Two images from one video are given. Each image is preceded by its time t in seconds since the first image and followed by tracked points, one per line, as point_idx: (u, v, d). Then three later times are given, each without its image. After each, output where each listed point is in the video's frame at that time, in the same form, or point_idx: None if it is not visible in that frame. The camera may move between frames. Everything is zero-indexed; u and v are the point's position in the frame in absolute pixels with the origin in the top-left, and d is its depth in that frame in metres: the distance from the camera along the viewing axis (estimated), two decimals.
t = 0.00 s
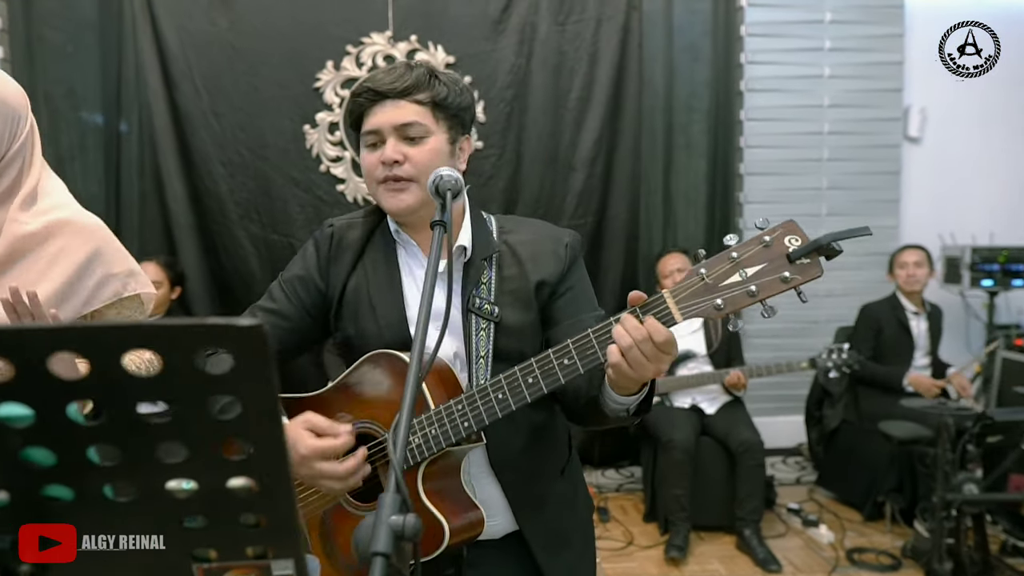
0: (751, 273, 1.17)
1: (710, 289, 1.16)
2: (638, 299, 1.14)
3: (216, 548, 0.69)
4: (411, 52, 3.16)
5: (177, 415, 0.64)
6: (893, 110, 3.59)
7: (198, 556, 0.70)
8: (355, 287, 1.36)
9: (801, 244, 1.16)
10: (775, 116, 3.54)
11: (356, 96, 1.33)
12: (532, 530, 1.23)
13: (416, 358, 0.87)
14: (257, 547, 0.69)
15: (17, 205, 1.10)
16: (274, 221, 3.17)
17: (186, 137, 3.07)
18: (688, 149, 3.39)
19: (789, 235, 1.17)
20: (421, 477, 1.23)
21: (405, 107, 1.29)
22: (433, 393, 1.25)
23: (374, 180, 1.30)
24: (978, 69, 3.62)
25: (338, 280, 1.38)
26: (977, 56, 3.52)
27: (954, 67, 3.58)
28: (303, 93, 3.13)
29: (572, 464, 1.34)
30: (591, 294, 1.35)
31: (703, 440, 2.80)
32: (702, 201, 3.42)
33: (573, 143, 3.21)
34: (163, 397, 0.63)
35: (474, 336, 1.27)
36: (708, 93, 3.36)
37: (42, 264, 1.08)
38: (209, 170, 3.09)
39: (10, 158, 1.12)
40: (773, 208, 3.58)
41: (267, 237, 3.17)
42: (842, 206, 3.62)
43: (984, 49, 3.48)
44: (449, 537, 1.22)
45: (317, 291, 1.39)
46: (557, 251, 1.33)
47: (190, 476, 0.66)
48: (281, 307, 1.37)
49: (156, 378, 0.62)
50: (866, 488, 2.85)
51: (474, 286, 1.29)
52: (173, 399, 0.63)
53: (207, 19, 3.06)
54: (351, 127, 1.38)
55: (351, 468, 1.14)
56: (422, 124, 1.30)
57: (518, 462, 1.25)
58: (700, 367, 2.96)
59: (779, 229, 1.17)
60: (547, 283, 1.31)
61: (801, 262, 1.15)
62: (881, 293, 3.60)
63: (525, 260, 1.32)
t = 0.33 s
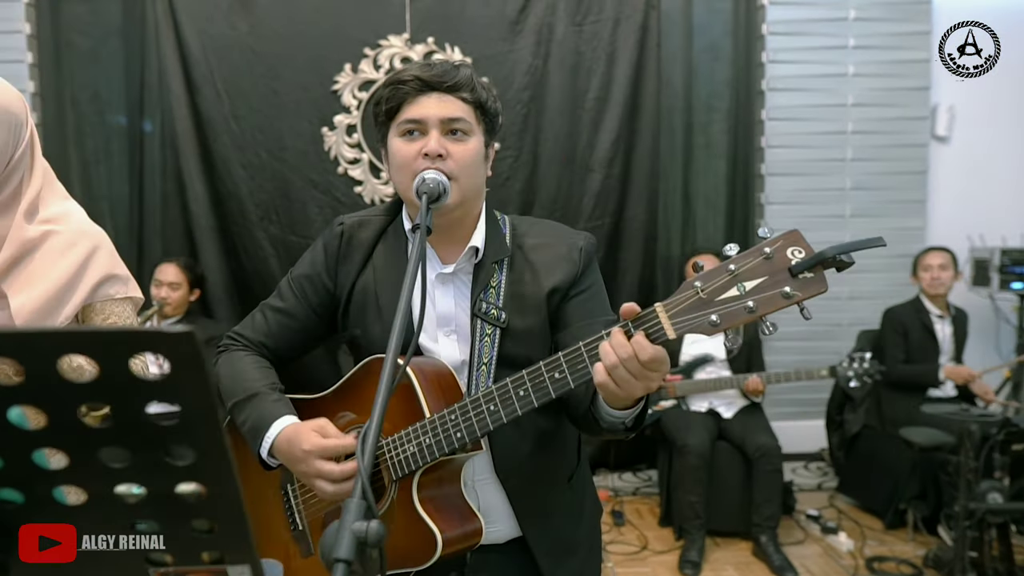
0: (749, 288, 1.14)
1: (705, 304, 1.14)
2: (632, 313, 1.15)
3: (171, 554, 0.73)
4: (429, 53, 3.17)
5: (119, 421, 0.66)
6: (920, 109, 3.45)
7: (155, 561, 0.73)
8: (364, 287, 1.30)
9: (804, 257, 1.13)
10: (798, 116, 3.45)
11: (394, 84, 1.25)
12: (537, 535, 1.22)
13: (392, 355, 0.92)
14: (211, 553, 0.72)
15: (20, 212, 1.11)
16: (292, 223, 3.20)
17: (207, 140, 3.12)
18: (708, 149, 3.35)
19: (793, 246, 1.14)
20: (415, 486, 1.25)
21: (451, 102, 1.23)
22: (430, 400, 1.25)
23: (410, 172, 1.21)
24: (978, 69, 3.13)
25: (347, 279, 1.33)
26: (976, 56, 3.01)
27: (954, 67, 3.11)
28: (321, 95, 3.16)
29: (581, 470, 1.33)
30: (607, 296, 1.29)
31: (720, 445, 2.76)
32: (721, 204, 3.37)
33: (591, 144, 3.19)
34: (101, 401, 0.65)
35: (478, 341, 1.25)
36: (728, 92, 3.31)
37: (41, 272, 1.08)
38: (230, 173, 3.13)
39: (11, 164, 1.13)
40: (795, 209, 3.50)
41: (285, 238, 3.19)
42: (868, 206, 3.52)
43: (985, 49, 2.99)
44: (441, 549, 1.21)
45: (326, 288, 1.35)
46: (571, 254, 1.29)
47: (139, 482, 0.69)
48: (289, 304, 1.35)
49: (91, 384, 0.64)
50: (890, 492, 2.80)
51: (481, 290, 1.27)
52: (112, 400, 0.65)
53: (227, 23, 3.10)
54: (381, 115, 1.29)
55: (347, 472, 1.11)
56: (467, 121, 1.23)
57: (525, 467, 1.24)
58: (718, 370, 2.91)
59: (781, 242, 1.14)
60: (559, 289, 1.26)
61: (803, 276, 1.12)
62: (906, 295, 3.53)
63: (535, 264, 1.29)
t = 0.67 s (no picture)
0: (759, 322, 1.11)
1: (712, 336, 1.12)
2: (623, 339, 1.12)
3: (146, 557, 0.78)
4: (447, 54, 3.16)
5: (85, 424, 0.70)
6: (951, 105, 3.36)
7: (131, 561, 0.78)
8: (370, 290, 1.30)
9: (818, 292, 1.09)
10: (822, 114, 3.37)
11: (401, 86, 1.24)
12: (537, 551, 1.21)
13: (378, 363, 0.91)
14: (187, 555, 0.77)
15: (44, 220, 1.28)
16: (312, 223, 3.20)
17: (228, 142, 3.14)
18: (730, 149, 3.30)
19: (807, 280, 1.10)
20: (413, 498, 1.25)
21: (455, 104, 1.21)
22: (428, 413, 1.24)
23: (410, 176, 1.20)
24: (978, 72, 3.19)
25: (355, 282, 1.32)
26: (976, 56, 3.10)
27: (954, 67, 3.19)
28: (340, 96, 3.17)
29: (584, 484, 1.31)
30: (617, 310, 1.26)
31: (740, 449, 2.72)
32: (743, 204, 3.32)
33: (610, 144, 3.16)
34: (63, 403, 0.70)
35: (483, 352, 1.24)
36: (751, 92, 3.27)
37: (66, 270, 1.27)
38: (250, 174, 3.15)
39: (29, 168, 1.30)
40: (820, 209, 3.42)
41: (304, 238, 3.20)
42: (894, 206, 3.42)
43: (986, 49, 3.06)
44: (437, 562, 1.20)
45: (333, 289, 1.34)
46: (583, 267, 1.24)
47: (107, 483, 0.73)
48: (295, 304, 1.34)
49: (55, 385, 0.68)
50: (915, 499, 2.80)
51: (488, 300, 1.25)
52: (75, 404, 0.69)
53: (249, 26, 3.12)
54: (392, 117, 1.29)
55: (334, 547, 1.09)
56: (470, 124, 1.20)
57: (526, 481, 1.22)
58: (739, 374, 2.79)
59: (796, 274, 1.10)
60: (567, 303, 1.22)
61: (815, 312, 1.08)
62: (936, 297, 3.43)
63: (545, 271, 1.27)
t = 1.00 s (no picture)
0: (786, 321, 1.08)
1: (736, 335, 1.09)
2: (639, 343, 1.09)
3: (143, 562, 0.76)
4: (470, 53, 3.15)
5: (79, 424, 0.69)
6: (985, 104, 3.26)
7: (128, 566, 0.76)
8: (388, 288, 1.29)
9: (849, 291, 1.05)
10: (851, 112, 3.28)
11: (417, 84, 1.23)
12: (549, 558, 1.18)
13: (391, 358, 0.90)
14: (185, 561, 0.76)
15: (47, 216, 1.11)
16: (334, 223, 3.21)
17: (252, 142, 3.16)
18: (757, 148, 3.24)
19: (837, 279, 1.07)
20: (423, 496, 1.23)
21: (469, 101, 1.19)
22: (443, 409, 1.23)
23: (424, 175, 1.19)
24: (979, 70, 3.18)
25: (373, 278, 1.31)
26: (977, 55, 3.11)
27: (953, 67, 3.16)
28: (363, 96, 3.17)
29: (600, 491, 1.29)
30: (636, 315, 1.23)
31: (765, 454, 2.66)
32: (770, 203, 3.26)
33: (633, 143, 3.13)
34: (56, 403, 0.68)
35: (499, 351, 1.22)
36: (778, 91, 3.22)
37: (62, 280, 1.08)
38: (274, 174, 3.17)
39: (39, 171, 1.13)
40: (848, 209, 3.34)
41: (327, 238, 3.21)
42: (926, 205, 3.33)
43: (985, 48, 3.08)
44: (445, 561, 1.19)
45: (351, 284, 1.33)
46: (603, 269, 1.22)
47: (104, 486, 0.72)
48: (312, 298, 1.33)
49: (47, 383, 0.67)
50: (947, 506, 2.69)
51: (506, 299, 1.23)
52: (68, 402, 0.68)
53: (273, 27, 3.14)
54: (407, 115, 1.27)
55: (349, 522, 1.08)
56: (485, 122, 1.19)
57: (539, 484, 1.20)
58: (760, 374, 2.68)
59: (825, 272, 1.07)
60: (586, 304, 1.20)
61: (845, 312, 1.05)
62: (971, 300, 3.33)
63: (564, 273, 1.24)
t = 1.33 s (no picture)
0: (816, 314, 1.06)
1: (765, 329, 1.08)
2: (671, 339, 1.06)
3: (177, 560, 0.78)
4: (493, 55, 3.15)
5: (114, 423, 0.70)
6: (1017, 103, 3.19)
7: (162, 564, 0.78)
8: (414, 288, 1.29)
9: (879, 285, 1.04)
10: (882, 112, 3.23)
11: (446, 84, 1.23)
12: (573, 555, 1.18)
13: (417, 355, 0.90)
14: (216, 561, 0.77)
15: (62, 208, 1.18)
16: (359, 224, 3.23)
17: (278, 143, 3.20)
18: (783, 148, 3.20)
19: (867, 273, 1.06)
20: (449, 491, 1.24)
21: (497, 102, 1.19)
22: (469, 405, 1.23)
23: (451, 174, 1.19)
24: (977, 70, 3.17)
25: (400, 277, 1.32)
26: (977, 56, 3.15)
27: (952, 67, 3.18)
28: (387, 98, 3.19)
29: (626, 490, 1.28)
30: (661, 311, 1.22)
31: (789, 458, 2.63)
32: (795, 204, 3.22)
33: (657, 144, 3.11)
34: (90, 402, 0.69)
35: (525, 348, 1.22)
36: (805, 90, 3.16)
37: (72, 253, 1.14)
38: (298, 176, 3.20)
39: (48, 169, 1.19)
40: (877, 210, 3.29)
41: (352, 240, 3.23)
42: (955, 206, 3.28)
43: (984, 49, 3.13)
44: (471, 555, 1.19)
45: (378, 283, 1.33)
46: (628, 265, 1.21)
47: (138, 484, 0.73)
48: (340, 295, 1.33)
49: (83, 383, 0.68)
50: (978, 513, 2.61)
51: (532, 296, 1.23)
52: (104, 402, 0.69)
53: (299, 29, 3.17)
54: (436, 115, 1.28)
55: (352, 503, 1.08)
56: (512, 122, 1.18)
57: (564, 480, 1.20)
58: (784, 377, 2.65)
59: (855, 266, 1.06)
60: (611, 300, 1.19)
61: (876, 306, 1.03)
62: (1003, 303, 3.27)
63: (590, 271, 1.24)
